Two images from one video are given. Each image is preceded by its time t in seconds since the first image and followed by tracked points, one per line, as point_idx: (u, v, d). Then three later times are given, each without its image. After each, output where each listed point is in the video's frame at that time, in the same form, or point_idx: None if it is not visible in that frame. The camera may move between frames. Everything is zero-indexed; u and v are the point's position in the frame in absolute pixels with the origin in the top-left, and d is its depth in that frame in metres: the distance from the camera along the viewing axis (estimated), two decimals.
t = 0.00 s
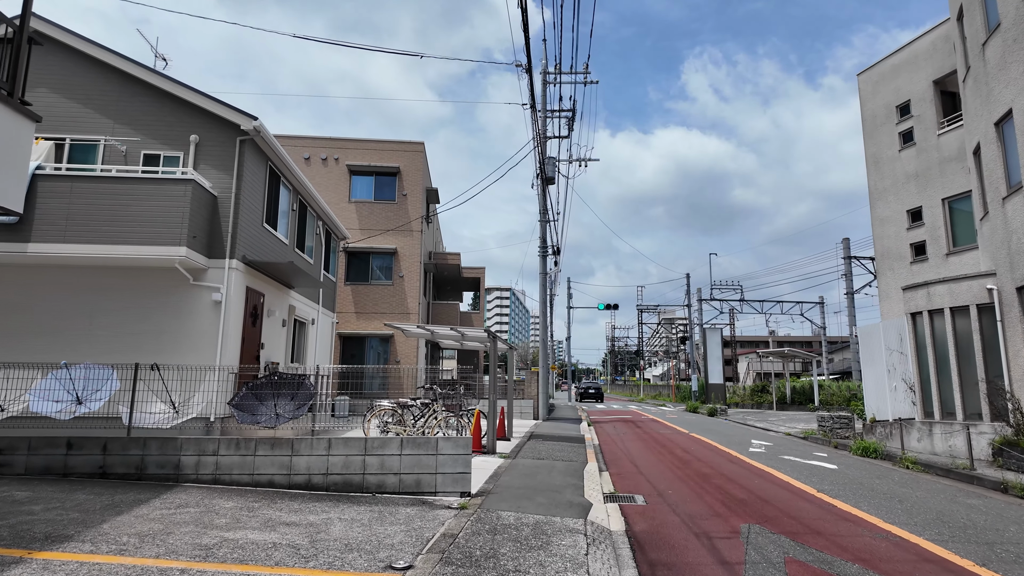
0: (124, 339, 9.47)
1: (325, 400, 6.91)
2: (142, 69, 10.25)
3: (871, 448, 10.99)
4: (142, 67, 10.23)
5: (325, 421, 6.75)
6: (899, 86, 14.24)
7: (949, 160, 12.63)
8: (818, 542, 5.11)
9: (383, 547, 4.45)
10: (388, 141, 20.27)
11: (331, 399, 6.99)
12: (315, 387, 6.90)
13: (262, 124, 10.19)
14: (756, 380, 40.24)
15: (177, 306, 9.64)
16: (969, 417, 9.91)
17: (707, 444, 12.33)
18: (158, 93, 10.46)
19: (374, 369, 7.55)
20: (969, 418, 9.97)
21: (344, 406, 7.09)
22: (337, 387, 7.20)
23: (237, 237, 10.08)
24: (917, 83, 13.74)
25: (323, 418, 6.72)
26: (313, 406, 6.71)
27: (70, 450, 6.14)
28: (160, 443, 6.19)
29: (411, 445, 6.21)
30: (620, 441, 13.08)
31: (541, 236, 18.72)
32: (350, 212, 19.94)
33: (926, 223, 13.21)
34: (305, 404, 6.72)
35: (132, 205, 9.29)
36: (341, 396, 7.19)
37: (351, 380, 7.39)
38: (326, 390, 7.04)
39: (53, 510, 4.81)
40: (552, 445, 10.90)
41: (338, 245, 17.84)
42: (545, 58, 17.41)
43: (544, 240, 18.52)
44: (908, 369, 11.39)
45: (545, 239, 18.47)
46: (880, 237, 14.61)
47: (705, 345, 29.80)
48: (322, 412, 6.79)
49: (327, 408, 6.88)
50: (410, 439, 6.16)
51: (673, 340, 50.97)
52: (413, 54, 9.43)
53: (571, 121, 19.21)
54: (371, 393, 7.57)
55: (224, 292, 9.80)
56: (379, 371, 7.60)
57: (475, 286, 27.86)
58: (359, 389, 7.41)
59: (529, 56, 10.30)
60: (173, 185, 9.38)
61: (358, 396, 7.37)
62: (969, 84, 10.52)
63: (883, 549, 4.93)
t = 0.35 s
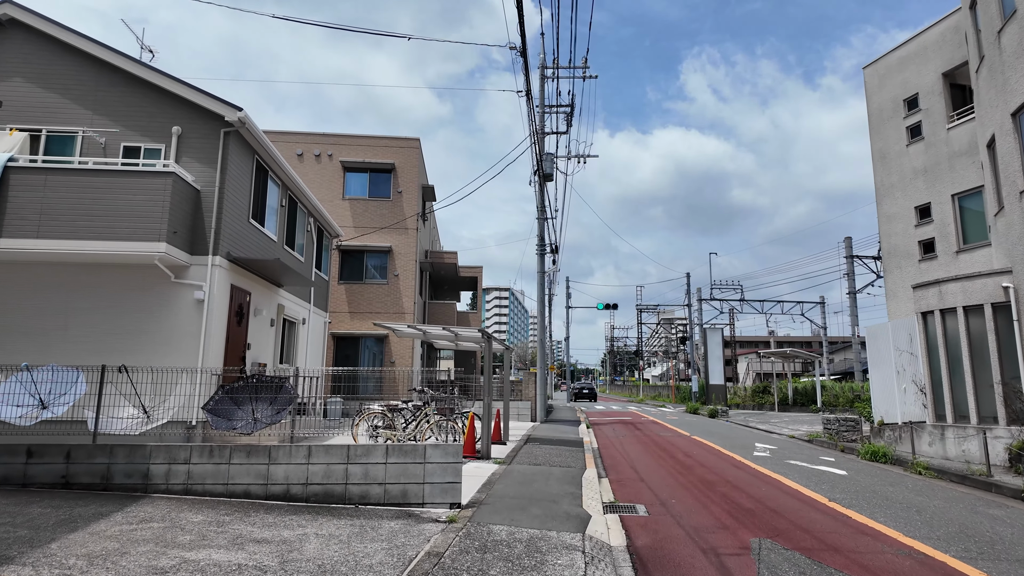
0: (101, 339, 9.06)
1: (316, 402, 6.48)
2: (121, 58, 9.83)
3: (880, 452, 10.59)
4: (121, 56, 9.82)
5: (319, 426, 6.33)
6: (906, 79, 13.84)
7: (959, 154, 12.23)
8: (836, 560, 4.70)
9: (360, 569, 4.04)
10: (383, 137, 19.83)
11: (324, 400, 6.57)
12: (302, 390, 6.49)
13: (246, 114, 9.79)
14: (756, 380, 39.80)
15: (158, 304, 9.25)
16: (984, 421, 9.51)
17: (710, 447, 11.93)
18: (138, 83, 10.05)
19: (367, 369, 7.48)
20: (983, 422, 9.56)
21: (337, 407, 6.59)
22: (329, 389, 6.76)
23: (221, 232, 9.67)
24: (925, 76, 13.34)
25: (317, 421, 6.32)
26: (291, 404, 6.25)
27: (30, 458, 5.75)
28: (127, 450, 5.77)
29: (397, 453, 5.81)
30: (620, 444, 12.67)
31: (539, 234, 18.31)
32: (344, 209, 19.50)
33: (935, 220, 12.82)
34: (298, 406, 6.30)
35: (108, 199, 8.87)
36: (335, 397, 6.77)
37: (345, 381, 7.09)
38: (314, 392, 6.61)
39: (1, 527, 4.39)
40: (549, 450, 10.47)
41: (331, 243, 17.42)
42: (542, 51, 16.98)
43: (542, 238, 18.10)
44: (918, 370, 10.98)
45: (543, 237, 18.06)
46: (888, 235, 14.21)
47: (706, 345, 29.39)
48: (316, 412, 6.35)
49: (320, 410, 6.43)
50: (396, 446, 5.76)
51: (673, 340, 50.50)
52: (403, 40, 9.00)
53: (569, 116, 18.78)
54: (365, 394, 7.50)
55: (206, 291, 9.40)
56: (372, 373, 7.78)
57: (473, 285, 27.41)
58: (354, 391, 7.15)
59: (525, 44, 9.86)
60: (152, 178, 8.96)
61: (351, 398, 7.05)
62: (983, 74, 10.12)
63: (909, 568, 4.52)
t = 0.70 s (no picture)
0: (81, 335, 8.69)
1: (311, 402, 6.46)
2: (102, 42, 9.43)
3: (892, 454, 10.19)
4: (103, 40, 9.42)
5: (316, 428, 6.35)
6: (917, 69, 13.43)
7: (973, 145, 11.81)
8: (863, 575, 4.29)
9: None
10: (379, 131, 19.40)
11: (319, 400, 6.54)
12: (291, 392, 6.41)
13: (233, 101, 9.38)
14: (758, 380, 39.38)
15: (139, 299, 8.85)
16: (1003, 422, 9.10)
17: (715, 448, 11.52)
18: (121, 68, 9.64)
19: (362, 369, 7.76)
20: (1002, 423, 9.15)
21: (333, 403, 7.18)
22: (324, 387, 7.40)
23: (206, 224, 9.26)
24: (937, 66, 12.94)
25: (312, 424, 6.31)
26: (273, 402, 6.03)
27: None
28: (94, 453, 5.37)
29: (385, 456, 5.41)
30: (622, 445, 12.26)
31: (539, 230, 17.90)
32: (340, 204, 19.09)
33: (947, 214, 12.41)
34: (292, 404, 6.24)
35: (87, 189, 8.47)
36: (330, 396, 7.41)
37: (341, 381, 7.60)
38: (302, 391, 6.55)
39: None
40: (549, 451, 10.05)
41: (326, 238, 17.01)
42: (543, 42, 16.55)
43: (542, 234, 17.69)
44: (932, 369, 10.56)
45: (542, 232, 17.66)
46: (898, 230, 13.80)
47: (708, 344, 28.97)
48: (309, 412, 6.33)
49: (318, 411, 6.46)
50: (385, 449, 5.35)
51: (674, 339, 50.04)
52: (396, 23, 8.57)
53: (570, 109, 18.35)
54: (361, 392, 7.70)
55: (191, 285, 9.00)
56: (370, 372, 7.79)
57: (472, 283, 26.99)
58: (349, 390, 7.61)
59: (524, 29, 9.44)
60: (132, 167, 8.55)
61: (347, 395, 7.54)
62: (1001, 60, 9.71)
63: None
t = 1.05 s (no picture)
0: (56, 332, 8.31)
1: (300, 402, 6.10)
2: (81, 26, 9.02)
3: (905, 456, 9.79)
4: (82, 25, 9.02)
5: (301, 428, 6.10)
6: (927, 59, 13.03)
7: (986, 136, 11.42)
8: None
9: None
10: (375, 125, 18.98)
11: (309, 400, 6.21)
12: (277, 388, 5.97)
13: (217, 88, 8.98)
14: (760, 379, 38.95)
15: (117, 295, 8.46)
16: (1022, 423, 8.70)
17: (720, 450, 11.12)
18: (100, 54, 9.23)
19: (357, 366, 7.27)
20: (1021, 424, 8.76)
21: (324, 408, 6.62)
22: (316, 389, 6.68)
23: (189, 217, 8.86)
24: (947, 56, 12.54)
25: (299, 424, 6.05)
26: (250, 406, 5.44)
27: None
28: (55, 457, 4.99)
29: (370, 461, 5.02)
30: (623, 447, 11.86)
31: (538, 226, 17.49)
32: (334, 200, 18.69)
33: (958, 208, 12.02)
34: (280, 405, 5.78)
35: (63, 179, 8.08)
36: (322, 397, 6.75)
37: (335, 379, 6.99)
38: (288, 388, 6.07)
39: None
40: (547, 453, 9.64)
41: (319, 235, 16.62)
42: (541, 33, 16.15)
43: (541, 230, 17.29)
44: (945, 367, 10.16)
45: (541, 229, 17.25)
46: (907, 225, 13.39)
47: (710, 344, 28.57)
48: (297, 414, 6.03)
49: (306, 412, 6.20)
50: (370, 453, 4.96)
51: (674, 339, 49.61)
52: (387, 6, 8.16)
53: (570, 103, 17.94)
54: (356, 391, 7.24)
55: (173, 280, 8.60)
56: (365, 370, 7.43)
57: (470, 281, 26.56)
58: (343, 390, 7.02)
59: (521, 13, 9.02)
60: (109, 156, 8.14)
61: (342, 396, 6.98)
62: (1018, 46, 9.31)
63: None
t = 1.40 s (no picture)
0: (31, 333, 7.91)
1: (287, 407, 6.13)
2: (57, 12, 8.61)
3: (920, 462, 9.37)
4: (58, 10, 8.60)
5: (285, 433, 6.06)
6: (939, 51, 12.61)
7: (1002, 129, 11.00)
8: None
9: None
10: (370, 120, 18.54)
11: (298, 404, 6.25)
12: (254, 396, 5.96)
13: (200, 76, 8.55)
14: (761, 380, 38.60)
15: (94, 293, 8.05)
16: None
17: (726, 455, 10.72)
18: (78, 41, 8.81)
19: (353, 370, 7.31)
20: None
21: (314, 412, 6.99)
22: (310, 392, 7.13)
23: (171, 211, 8.45)
24: (961, 47, 12.12)
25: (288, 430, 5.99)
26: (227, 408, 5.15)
27: None
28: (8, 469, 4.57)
29: (352, 473, 4.60)
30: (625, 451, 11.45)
31: (537, 224, 17.07)
32: (328, 197, 18.27)
33: (972, 203, 11.62)
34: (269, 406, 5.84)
35: (36, 171, 7.67)
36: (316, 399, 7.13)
37: (328, 384, 7.20)
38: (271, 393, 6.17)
39: None
40: (546, 459, 9.22)
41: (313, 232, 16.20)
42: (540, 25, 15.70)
43: (541, 228, 16.87)
44: (960, 369, 9.76)
45: (540, 226, 16.85)
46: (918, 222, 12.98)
47: (712, 344, 28.17)
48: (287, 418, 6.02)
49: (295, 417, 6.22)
50: (352, 465, 4.54)
51: (675, 339, 49.17)
52: None
53: (571, 98, 17.50)
54: (351, 396, 7.32)
55: (153, 278, 8.17)
56: (361, 375, 7.31)
57: (469, 281, 26.12)
58: (338, 393, 7.23)
59: None
60: (84, 146, 7.72)
61: (335, 400, 7.19)
62: None
63: None
